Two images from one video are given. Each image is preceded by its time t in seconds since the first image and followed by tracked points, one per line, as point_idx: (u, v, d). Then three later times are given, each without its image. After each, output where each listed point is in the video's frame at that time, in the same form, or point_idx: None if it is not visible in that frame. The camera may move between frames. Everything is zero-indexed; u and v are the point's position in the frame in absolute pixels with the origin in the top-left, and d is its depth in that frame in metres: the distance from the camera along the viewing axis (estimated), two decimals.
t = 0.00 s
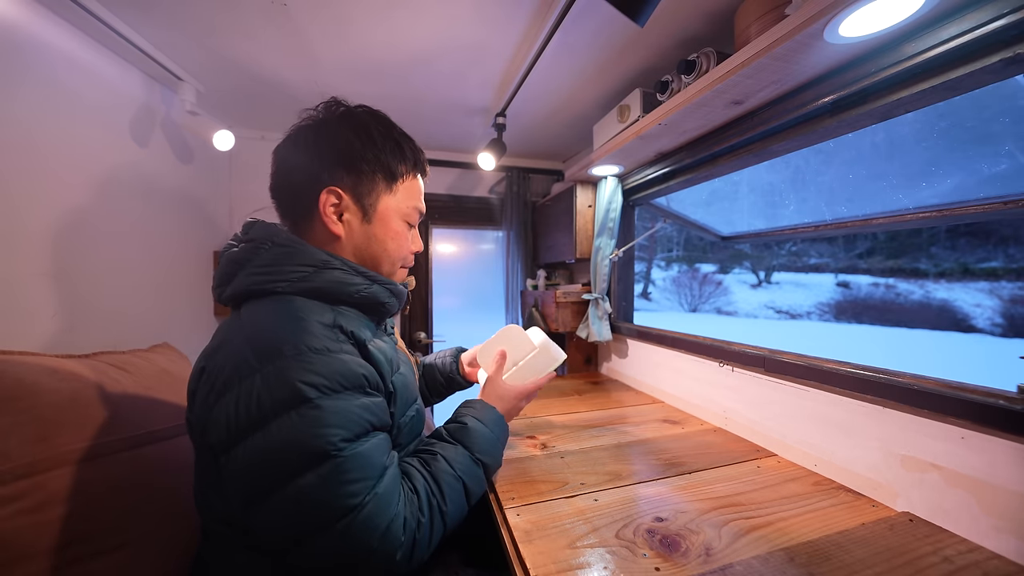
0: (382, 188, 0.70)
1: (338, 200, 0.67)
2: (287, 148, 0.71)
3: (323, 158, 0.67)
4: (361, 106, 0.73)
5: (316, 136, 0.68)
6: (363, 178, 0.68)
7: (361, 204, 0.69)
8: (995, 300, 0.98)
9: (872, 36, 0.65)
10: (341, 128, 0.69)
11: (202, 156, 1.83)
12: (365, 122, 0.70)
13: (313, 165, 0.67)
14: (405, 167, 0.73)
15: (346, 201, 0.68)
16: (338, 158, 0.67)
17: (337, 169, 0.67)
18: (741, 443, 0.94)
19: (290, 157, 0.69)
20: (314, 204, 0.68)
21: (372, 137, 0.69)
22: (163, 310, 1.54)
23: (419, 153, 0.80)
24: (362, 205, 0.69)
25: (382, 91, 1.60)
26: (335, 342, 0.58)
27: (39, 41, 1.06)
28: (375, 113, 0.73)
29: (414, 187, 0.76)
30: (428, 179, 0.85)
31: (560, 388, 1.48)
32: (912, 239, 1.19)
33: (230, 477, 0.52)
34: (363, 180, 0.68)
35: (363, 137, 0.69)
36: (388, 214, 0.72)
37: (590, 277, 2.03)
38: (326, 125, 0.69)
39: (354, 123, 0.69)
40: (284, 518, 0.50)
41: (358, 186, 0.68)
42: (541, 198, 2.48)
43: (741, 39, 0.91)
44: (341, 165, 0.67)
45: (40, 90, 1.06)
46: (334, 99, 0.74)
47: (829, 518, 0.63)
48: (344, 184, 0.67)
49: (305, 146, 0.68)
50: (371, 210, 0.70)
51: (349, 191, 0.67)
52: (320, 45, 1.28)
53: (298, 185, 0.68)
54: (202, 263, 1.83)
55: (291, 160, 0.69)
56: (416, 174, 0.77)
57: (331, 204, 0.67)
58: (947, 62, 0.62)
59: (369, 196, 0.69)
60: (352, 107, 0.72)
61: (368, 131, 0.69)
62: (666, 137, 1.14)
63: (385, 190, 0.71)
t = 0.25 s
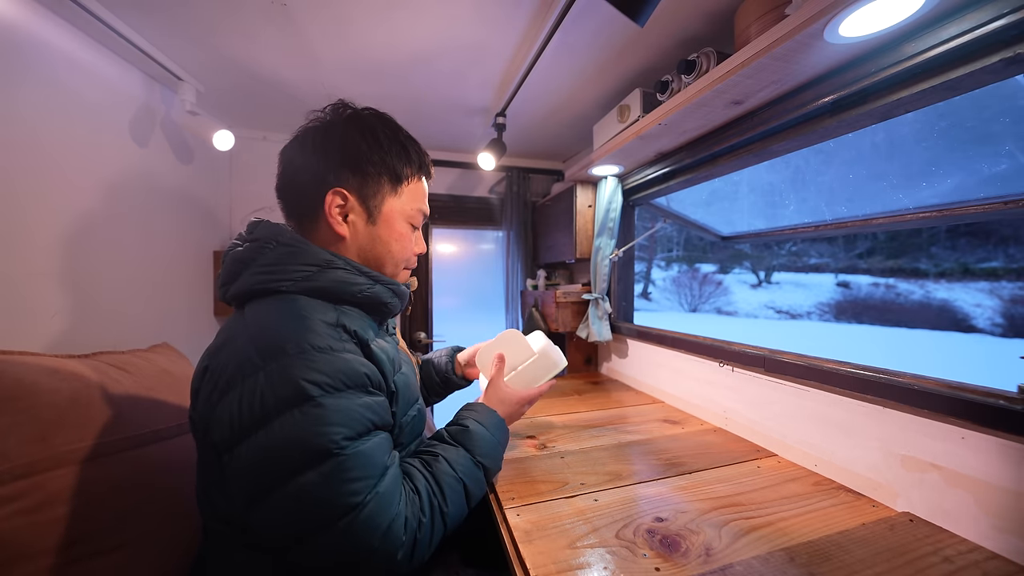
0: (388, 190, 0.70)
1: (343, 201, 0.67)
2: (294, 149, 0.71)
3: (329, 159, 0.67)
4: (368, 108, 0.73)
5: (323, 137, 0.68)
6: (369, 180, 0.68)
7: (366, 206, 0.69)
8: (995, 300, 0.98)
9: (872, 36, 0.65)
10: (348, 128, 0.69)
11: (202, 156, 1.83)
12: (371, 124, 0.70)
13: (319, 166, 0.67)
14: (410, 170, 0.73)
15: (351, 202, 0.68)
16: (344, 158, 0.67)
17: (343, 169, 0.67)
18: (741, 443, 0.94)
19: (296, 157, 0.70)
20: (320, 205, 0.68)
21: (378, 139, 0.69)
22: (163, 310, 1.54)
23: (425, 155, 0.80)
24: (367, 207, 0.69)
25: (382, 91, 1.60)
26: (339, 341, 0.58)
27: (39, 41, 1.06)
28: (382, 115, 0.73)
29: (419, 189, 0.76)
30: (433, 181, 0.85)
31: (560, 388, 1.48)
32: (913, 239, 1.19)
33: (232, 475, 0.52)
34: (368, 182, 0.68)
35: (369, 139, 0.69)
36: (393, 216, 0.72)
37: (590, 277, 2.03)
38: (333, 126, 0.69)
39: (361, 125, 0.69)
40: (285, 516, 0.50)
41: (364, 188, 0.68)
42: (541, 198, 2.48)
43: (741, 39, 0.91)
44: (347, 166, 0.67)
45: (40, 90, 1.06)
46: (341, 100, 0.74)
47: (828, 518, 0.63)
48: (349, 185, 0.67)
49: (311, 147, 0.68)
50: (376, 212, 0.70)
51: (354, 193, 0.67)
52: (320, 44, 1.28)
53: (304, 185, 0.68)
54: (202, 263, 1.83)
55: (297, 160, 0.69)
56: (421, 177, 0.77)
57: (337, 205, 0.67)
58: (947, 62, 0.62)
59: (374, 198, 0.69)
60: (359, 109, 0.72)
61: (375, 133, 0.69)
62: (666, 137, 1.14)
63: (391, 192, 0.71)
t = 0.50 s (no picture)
0: (389, 192, 0.70)
1: (344, 203, 0.67)
2: (295, 150, 0.71)
3: (330, 160, 0.67)
4: (369, 109, 0.73)
5: (324, 138, 0.68)
6: (370, 182, 0.68)
7: (367, 207, 0.69)
8: (995, 300, 0.98)
9: (872, 36, 0.65)
10: (349, 129, 0.69)
11: (202, 156, 1.83)
12: (373, 125, 0.70)
13: (321, 167, 0.67)
14: (411, 172, 0.73)
15: (352, 204, 0.68)
16: (345, 160, 0.67)
17: (344, 171, 0.67)
18: (741, 443, 0.94)
19: (298, 158, 0.70)
20: (321, 207, 0.68)
21: (380, 141, 0.69)
22: (163, 310, 1.54)
23: (426, 156, 0.80)
24: (368, 208, 0.69)
25: (382, 91, 1.60)
26: (341, 340, 0.58)
27: (39, 41, 1.06)
28: (383, 116, 0.73)
29: (420, 191, 0.76)
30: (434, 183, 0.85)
31: (560, 388, 1.48)
32: (913, 239, 1.19)
33: (234, 474, 0.52)
34: (369, 184, 0.68)
35: (370, 141, 0.69)
36: (394, 218, 0.72)
37: (590, 277, 2.03)
38: (334, 127, 0.69)
39: (362, 126, 0.69)
40: (287, 515, 0.50)
41: (364, 189, 0.68)
42: (541, 198, 2.48)
43: (741, 39, 0.91)
44: (347, 168, 0.67)
45: (41, 90, 1.06)
46: (344, 101, 0.74)
47: (829, 519, 0.63)
48: (350, 186, 0.67)
49: (312, 148, 0.68)
50: (377, 214, 0.70)
51: (355, 194, 0.67)
52: (320, 44, 1.28)
53: (305, 186, 0.68)
54: (203, 263, 1.83)
55: (299, 161, 0.69)
56: (423, 178, 0.77)
57: (337, 207, 0.67)
58: (947, 62, 0.62)
59: (375, 200, 0.69)
60: (360, 110, 0.72)
61: (376, 135, 0.69)
62: (666, 137, 1.14)
63: (392, 194, 0.71)
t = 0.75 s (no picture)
0: (385, 192, 0.70)
1: (339, 204, 0.67)
2: (293, 149, 0.71)
3: (326, 161, 0.67)
4: (366, 108, 0.72)
5: (320, 138, 0.68)
6: (366, 183, 0.68)
7: (362, 209, 0.69)
8: (995, 300, 0.98)
9: (872, 36, 0.65)
10: (345, 129, 0.68)
11: (202, 156, 1.83)
12: (370, 125, 0.70)
13: (317, 167, 0.67)
14: (408, 172, 0.73)
15: (348, 206, 0.68)
16: (341, 161, 0.67)
17: (340, 172, 0.67)
18: (741, 443, 0.94)
19: (295, 158, 0.70)
20: (317, 208, 0.68)
21: (376, 141, 0.69)
22: (163, 310, 1.54)
23: (424, 156, 0.79)
24: (363, 210, 0.69)
25: (382, 91, 1.60)
26: (339, 342, 0.58)
27: (39, 41, 1.06)
28: (380, 115, 0.73)
29: (418, 192, 0.76)
30: (433, 182, 0.85)
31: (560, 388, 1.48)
32: (912, 239, 1.18)
33: (232, 476, 0.52)
34: (365, 184, 0.68)
35: (367, 141, 0.68)
36: (390, 219, 0.72)
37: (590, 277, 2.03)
38: (331, 127, 0.69)
39: (359, 126, 0.69)
40: (286, 517, 0.50)
41: (360, 191, 0.68)
42: (541, 198, 2.48)
43: (741, 39, 0.91)
44: (343, 169, 0.67)
45: (40, 90, 1.06)
46: (341, 101, 0.74)
47: (829, 519, 0.63)
48: (346, 188, 0.67)
49: (309, 148, 0.69)
50: (373, 216, 0.70)
51: (351, 196, 0.67)
52: (320, 44, 1.28)
53: (302, 187, 0.69)
54: (203, 263, 1.83)
55: (296, 162, 0.70)
56: (420, 178, 0.77)
57: (333, 209, 0.67)
58: (947, 62, 0.62)
59: (371, 201, 0.69)
60: (357, 109, 0.72)
61: (373, 134, 0.69)
62: (666, 137, 1.14)
63: (388, 195, 0.70)
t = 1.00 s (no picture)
0: (383, 192, 0.70)
1: (337, 205, 0.67)
2: (292, 149, 0.71)
3: (325, 160, 0.67)
4: (366, 107, 0.72)
5: (319, 137, 0.68)
6: (364, 183, 0.68)
7: (361, 210, 0.69)
8: (995, 300, 0.97)
9: (872, 36, 0.65)
10: (343, 129, 0.68)
11: (201, 156, 1.83)
12: (369, 124, 0.70)
13: (315, 167, 0.67)
14: (408, 172, 0.73)
15: (346, 206, 0.68)
16: (339, 160, 0.67)
17: (338, 172, 0.67)
18: (741, 443, 0.94)
19: (294, 158, 0.70)
20: (315, 208, 0.68)
21: (374, 140, 0.69)
22: (163, 310, 1.54)
23: (424, 155, 0.79)
24: (362, 211, 0.69)
25: (382, 91, 1.60)
26: (337, 343, 0.58)
27: (38, 41, 1.06)
28: (379, 114, 0.73)
29: (418, 191, 0.76)
30: (434, 181, 0.85)
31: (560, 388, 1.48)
32: (912, 240, 1.18)
33: (229, 479, 0.52)
34: (363, 185, 0.68)
35: (366, 141, 0.68)
36: (389, 220, 0.72)
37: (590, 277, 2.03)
38: (330, 127, 0.69)
39: (358, 125, 0.69)
40: (283, 520, 0.50)
41: (358, 191, 0.68)
42: (541, 198, 2.48)
43: (741, 39, 0.91)
44: (342, 169, 0.67)
45: (40, 90, 1.06)
46: (341, 100, 0.74)
47: (829, 519, 0.63)
48: (345, 188, 0.67)
49: (307, 148, 0.68)
50: (372, 216, 0.70)
51: (349, 197, 0.67)
52: (320, 44, 1.28)
53: (300, 187, 0.69)
54: (203, 263, 1.83)
55: (294, 161, 0.70)
56: (420, 178, 0.77)
57: (331, 209, 0.67)
58: (947, 62, 0.62)
59: (370, 201, 0.69)
60: (356, 108, 0.72)
61: (372, 134, 0.69)
62: (666, 137, 1.14)
63: (386, 196, 0.70)
